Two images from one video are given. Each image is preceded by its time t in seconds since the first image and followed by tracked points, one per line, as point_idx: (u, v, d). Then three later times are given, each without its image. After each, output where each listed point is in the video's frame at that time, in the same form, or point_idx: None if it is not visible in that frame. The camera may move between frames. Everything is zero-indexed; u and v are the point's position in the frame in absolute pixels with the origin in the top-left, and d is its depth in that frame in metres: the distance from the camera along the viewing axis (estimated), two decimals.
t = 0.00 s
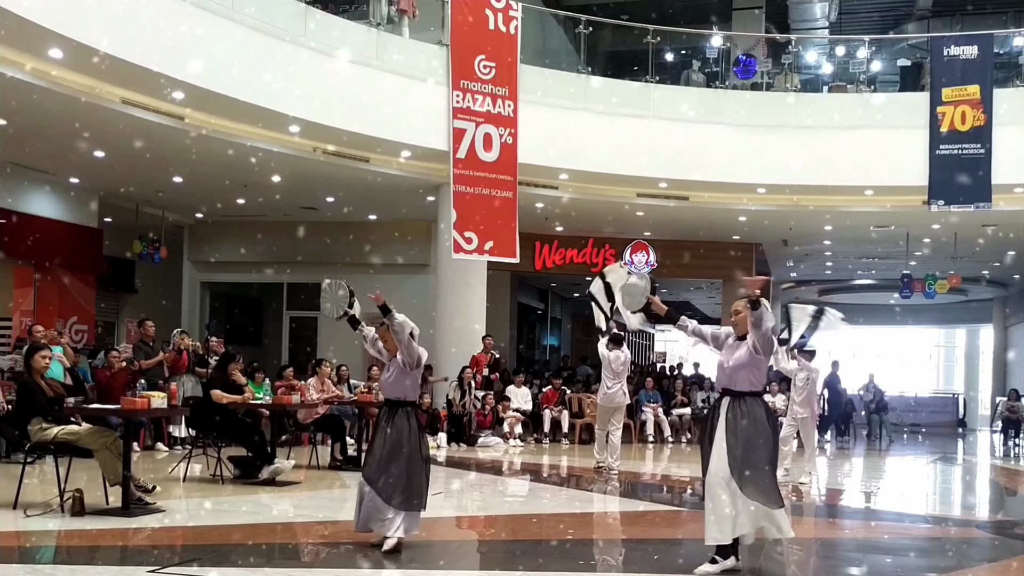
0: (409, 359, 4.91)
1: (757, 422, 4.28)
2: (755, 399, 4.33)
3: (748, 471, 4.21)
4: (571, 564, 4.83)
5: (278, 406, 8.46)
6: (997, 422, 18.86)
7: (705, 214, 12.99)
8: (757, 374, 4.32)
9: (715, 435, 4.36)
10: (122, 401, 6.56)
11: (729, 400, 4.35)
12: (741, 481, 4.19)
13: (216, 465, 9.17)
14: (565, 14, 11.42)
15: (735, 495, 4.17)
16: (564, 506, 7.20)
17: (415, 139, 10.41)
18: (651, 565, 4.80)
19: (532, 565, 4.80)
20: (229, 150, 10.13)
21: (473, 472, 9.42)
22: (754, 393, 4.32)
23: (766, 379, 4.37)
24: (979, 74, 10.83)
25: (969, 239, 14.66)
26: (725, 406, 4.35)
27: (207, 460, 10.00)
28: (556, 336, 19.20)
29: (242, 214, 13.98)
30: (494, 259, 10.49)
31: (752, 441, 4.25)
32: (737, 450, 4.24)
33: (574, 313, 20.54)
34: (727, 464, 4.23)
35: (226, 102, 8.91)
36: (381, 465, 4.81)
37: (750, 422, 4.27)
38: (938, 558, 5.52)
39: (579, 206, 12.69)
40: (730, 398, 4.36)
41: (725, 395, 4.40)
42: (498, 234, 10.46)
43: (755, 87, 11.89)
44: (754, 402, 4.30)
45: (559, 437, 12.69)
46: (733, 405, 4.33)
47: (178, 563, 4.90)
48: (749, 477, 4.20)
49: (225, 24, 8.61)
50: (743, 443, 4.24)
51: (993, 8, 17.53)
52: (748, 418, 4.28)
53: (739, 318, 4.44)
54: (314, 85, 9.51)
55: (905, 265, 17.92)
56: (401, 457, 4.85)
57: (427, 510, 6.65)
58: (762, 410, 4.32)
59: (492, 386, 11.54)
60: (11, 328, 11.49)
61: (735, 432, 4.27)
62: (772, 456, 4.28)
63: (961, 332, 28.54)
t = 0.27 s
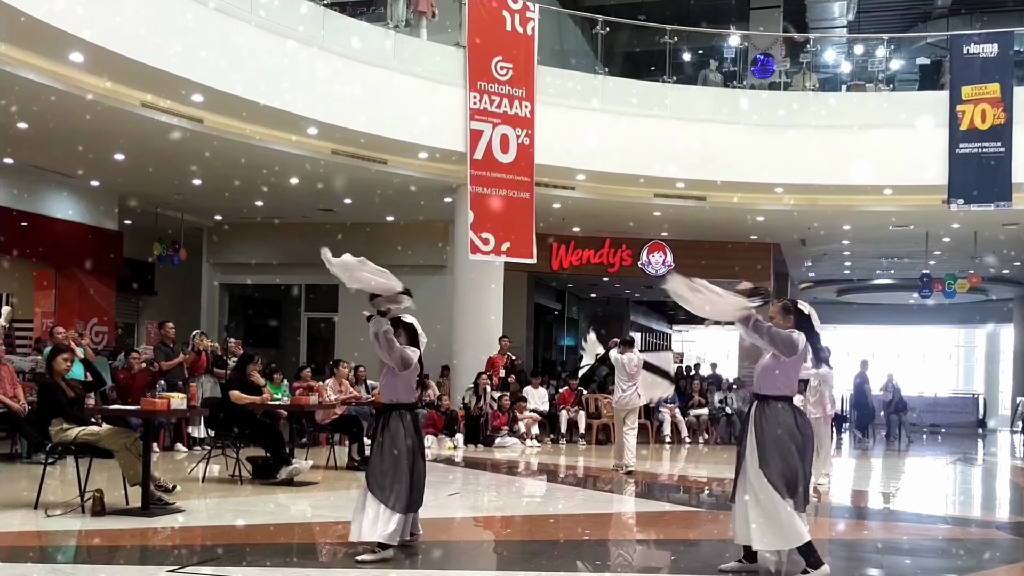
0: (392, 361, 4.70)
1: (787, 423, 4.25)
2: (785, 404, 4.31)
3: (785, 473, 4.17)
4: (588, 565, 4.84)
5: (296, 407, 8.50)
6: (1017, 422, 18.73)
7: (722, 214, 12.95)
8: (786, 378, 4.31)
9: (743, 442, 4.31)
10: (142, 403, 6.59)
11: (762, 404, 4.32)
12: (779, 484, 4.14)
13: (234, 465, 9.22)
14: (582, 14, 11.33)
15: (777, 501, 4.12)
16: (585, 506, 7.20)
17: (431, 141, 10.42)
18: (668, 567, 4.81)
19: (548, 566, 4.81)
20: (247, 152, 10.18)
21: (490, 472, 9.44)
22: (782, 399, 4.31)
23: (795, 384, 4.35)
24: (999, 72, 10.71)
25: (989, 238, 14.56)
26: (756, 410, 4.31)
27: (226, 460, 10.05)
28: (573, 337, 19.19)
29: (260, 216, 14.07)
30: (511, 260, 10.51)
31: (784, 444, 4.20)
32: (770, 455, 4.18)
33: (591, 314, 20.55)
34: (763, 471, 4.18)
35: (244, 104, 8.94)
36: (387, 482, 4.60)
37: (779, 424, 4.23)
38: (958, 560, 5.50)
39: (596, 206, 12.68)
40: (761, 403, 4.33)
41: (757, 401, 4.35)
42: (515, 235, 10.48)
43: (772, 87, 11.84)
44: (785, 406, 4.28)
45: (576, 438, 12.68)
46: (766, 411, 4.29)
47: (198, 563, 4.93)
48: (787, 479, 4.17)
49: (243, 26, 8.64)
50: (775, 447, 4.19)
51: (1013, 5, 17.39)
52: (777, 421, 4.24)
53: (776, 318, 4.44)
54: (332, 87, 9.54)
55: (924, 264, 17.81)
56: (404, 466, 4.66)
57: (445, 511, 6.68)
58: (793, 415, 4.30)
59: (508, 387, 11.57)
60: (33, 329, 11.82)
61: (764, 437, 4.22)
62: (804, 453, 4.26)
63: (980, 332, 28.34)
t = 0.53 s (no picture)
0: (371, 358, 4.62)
1: (818, 423, 4.17)
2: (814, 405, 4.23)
3: (815, 474, 4.08)
4: (593, 564, 4.85)
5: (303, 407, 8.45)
6: None
7: (730, 214, 12.94)
8: (813, 378, 4.24)
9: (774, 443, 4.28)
10: (150, 402, 6.59)
11: (791, 405, 4.26)
12: (807, 485, 4.06)
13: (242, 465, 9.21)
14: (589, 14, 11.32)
15: (806, 502, 4.06)
16: (593, 506, 7.20)
17: (439, 141, 10.43)
18: (675, 567, 4.82)
19: (554, 565, 4.81)
20: (255, 152, 10.21)
21: (497, 473, 9.45)
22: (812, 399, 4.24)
23: (823, 384, 4.27)
24: (1008, 72, 10.64)
25: (999, 239, 14.50)
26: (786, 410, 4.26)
27: (234, 459, 10.08)
28: (580, 337, 19.19)
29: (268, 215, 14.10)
30: (518, 260, 10.51)
31: (814, 444, 4.12)
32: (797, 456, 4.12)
33: (598, 314, 20.55)
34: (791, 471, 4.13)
35: (252, 104, 8.96)
36: (383, 485, 4.46)
37: (808, 424, 4.17)
38: (965, 562, 5.48)
39: (603, 207, 12.67)
40: (790, 403, 4.27)
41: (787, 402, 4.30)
42: (523, 234, 10.49)
43: (780, 87, 11.81)
44: (813, 406, 4.21)
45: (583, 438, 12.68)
46: (794, 412, 4.23)
47: (204, 561, 4.93)
48: (819, 480, 4.08)
49: (252, 26, 8.67)
50: (804, 446, 4.13)
51: None
52: (807, 421, 4.19)
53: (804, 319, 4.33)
54: (340, 87, 9.55)
55: (934, 265, 17.75)
56: (401, 467, 4.54)
57: (452, 510, 6.70)
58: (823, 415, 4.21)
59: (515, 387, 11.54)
60: (42, 328, 11.84)
61: (792, 437, 4.18)
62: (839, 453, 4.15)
63: (989, 334, 28.22)
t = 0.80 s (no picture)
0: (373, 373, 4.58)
1: (844, 439, 4.17)
2: (839, 415, 4.22)
3: (836, 492, 4.10)
4: (605, 571, 4.84)
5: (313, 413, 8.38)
6: None
7: (742, 220, 12.91)
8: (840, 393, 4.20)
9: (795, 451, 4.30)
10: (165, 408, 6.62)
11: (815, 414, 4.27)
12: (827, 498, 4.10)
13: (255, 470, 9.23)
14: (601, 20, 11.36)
15: (822, 512, 4.10)
16: (606, 513, 7.19)
17: (452, 148, 10.47)
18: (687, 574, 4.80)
19: (566, 572, 4.80)
20: (268, 159, 10.25)
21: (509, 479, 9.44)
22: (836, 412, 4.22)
23: (852, 397, 4.22)
24: (1022, 77, 10.61)
25: (1014, 245, 14.43)
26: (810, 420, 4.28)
27: (246, 465, 10.10)
28: (592, 343, 19.17)
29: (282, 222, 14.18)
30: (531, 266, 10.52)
31: (838, 461, 4.12)
32: (820, 468, 4.15)
33: (610, 320, 20.55)
34: (808, 482, 4.17)
35: (266, 111, 9.01)
36: (386, 498, 4.50)
37: (829, 434, 4.19)
38: (981, 570, 5.44)
39: (616, 213, 12.67)
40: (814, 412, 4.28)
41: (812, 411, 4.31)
42: (536, 242, 10.51)
43: (793, 93, 11.81)
44: (835, 417, 4.20)
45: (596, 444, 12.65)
46: (817, 422, 4.24)
47: (218, 567, 4.95)
48: (837, 494, 4.10)
49: (267, 34, 8.72)
50: (828, 460, 4.15)
51: None
52: (832, 435, 4.19)
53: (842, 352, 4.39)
54: (354, 94, 9.60)
55: (947, 271, 17.67)
56: (405, 479, 4.57)
57: (464, 517, 6.70)
58: (846, 426, 4.20)
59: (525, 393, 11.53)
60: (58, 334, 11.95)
61: (816, 449, 4.19)
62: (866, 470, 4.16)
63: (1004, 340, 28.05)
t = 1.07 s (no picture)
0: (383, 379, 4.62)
1: (859, 441, 4.17)
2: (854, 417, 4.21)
3: (848, 494, 4.11)
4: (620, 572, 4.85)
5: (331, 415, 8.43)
6: None
7: (757, 221, 12.88)
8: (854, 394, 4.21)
9: (810, 452, 4.33)
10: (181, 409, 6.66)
11: (828, 416, 4.29)
12: (838, 506, 4.10)
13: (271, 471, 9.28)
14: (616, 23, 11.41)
15: (832, 515, 4.12)
16: (622, 515, 7.19)
17: (466, 150, 10.49)
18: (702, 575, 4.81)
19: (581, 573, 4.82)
20: (283, 162, 10.31)
21: (522, 481, 9.45)
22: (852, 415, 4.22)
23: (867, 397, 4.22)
24: None
25: None
26: (824, 421, 4.31)
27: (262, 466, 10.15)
28: (607, 345, 19.16)
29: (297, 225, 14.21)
30: (545, 268, 10.53)
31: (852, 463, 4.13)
32: (833, 474, 4.16)
33: (625, 322, 20.54)
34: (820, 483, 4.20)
35: (281, 114, 9.04)
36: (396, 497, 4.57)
37: (843, 436, 4.20)
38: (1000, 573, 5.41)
39: (631, 214, 12.66)
40: (829, 412, 4.30)
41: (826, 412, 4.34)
42: (550, 244, 10.51)
43: (808, 94, 11.78)
44: (848, 418, 4.21)
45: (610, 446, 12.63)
46: (831, 423, 4.26)
47: (234, 567, 4.98)
48: (848, 496, 4.11)
49: (282, 38, 8.77)
50: (841, 466, 4.16)
51: None
52: (845, 438, 4.20)
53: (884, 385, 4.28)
54: (368, 97, 9.63)
55: (965, 273, 17.56)
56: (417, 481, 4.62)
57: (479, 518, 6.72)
58: (862, 428, 4.19)
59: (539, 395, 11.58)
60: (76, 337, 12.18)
61: (830, 453, 4.20)
62: (882, 478, 4.12)
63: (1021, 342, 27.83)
